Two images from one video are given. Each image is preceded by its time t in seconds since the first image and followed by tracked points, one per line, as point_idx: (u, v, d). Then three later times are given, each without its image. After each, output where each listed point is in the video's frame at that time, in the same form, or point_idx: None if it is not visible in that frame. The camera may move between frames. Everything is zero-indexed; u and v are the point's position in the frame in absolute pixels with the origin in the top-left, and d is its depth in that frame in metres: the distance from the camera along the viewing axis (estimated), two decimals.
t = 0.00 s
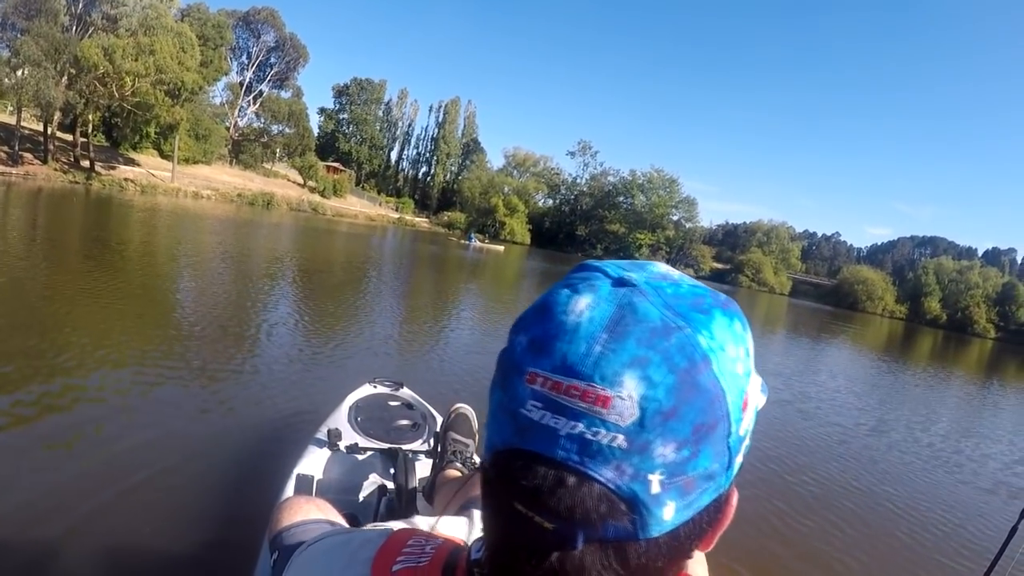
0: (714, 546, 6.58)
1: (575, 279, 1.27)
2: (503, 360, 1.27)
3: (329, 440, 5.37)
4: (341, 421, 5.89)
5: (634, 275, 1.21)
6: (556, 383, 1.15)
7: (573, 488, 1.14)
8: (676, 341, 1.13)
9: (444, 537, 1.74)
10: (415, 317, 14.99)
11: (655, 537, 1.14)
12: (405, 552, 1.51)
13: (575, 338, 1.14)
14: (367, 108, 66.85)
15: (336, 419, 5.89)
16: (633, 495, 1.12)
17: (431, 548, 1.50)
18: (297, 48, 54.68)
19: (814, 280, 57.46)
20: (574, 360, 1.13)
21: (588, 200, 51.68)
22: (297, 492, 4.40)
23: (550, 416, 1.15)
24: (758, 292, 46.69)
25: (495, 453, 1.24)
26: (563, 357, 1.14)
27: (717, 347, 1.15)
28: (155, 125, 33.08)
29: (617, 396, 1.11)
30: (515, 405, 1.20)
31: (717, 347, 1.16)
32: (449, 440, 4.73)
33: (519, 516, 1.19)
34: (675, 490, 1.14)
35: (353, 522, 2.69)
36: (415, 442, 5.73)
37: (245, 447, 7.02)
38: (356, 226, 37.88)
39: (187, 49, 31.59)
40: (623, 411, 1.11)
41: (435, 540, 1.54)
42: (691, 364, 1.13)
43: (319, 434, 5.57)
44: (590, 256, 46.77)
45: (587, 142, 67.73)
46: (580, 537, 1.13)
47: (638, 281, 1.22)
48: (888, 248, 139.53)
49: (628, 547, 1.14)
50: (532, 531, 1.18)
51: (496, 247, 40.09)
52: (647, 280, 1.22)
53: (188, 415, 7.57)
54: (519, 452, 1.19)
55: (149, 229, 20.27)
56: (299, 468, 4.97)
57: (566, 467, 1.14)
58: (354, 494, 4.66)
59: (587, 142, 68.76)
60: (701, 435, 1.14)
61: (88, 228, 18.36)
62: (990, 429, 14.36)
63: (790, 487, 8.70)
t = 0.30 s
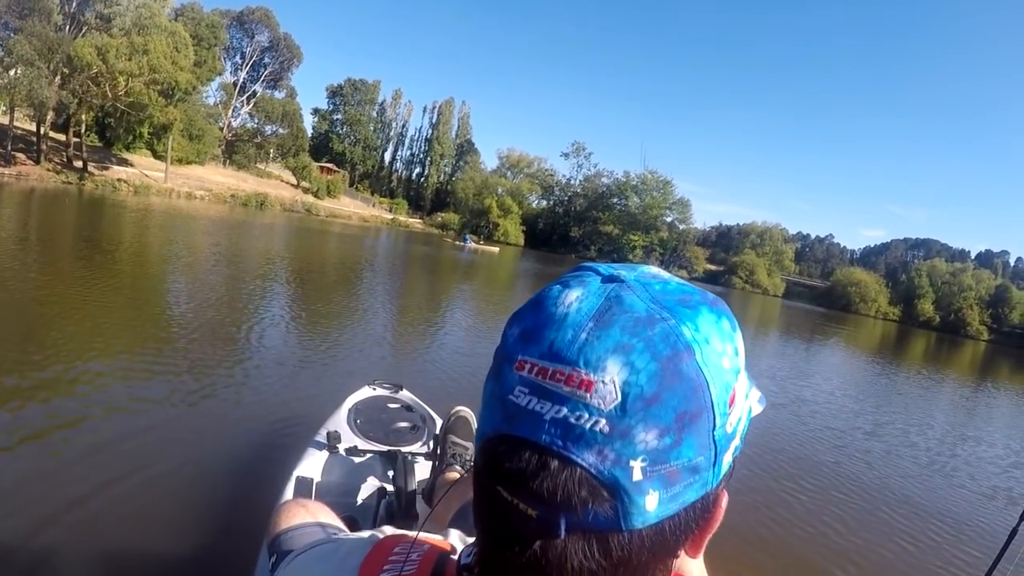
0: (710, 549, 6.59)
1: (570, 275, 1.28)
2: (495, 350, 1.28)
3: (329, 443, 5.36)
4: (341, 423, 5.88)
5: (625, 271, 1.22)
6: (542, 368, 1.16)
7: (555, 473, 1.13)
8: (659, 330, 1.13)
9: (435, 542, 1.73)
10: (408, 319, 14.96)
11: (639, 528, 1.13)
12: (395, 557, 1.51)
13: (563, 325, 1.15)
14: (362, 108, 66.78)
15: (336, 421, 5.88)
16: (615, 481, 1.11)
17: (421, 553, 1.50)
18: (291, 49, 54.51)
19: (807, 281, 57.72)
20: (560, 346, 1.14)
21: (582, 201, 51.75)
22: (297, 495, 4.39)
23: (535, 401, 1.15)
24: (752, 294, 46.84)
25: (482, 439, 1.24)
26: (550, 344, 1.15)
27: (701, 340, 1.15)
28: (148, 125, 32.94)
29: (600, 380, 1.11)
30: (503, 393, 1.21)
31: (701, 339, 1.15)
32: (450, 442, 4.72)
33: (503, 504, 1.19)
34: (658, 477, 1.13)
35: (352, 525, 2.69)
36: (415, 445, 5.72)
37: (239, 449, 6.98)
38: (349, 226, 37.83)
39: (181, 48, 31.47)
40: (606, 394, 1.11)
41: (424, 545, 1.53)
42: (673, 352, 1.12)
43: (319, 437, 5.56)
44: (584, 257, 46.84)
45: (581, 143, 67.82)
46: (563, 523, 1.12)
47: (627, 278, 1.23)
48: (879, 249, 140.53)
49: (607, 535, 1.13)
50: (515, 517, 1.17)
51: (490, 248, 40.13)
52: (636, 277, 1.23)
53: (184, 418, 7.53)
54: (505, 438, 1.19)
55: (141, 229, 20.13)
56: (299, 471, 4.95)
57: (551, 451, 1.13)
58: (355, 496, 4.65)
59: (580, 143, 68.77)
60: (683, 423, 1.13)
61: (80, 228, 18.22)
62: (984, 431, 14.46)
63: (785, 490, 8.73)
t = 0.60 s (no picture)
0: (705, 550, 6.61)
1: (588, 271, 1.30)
2: (513, 339, 1.28)
3: (329, 443, 5.35)
4: (341, 422, 5.88)
5: (639, 268, 1.25)
6: (562, 348, 1.16)
7: (572, 445, 1.12)
8: (669, 314, 1.15)
9: (437, 540, 1.71)
10: (402, 318, 14.92)
11: (652, 504, 1.11)
12: (400, 558, 1.49)
13: (580, 311, 1.17)
14: (357, 107, 66.78)
15: (336, 420, 5.87)
16: (631, 453, 1.10)
17: (426, 552, 1.49)
18: (287, 46, 54.33)
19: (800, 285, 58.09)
20: (578, 329, 1.15)
21: (576, 203, 51.86)
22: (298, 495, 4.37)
23: (555, 377, 1.14)
24: (745, 297, 47.01)
25: (497, 421, 1.23)
26: (569, 327, 1.17)
27: (709, 326, 1.16)
28: (143, 122, 32.82)
29: (616, 357, 1.12)
30: (524, 374, 1.19)
31: (708, 327, 1.17)
32: (451, 442, 4.72)
33: (516, 483, 1.16)
34: (670, 452, 1.12)
35: (352, 526, 2.68)
36: (415, 444, 5.71)
37: (234, 448, 6.95)
38: (343, 225, 37.77)
39: (176, 45, 31.40)
40: (622, 369, 1.12)
41: (429, 546, 1.52)
42: (682, 334, 1.14)
43: (319, 437, 5.54)
44: (578, 259, 46.89)
45: (576, 145, 67.90)
46: (579, 498, 1.10)
47: (638, 274, 1.26)
48: (870, 253, 141.26)
49: (620, 511, 1.10)
50: (529, 494, 1.15)
51: (486, 249, 40.18)
52: (647, 273, 1.25)
53: (180, 416, 7.48)
54: (522, 416, 1.17)
55: (134, 226, 20.00)
56: (299, 471, 4.95)
57: (569, 425, 1.12)
58: (355, 496, 4.64)
59: (575, 145, 68.91)
60: (692, 399, 1.14)
61: (73, 224, 18.09)
62: (976, 436, 14.58)
63: (780, 493, 8.76)
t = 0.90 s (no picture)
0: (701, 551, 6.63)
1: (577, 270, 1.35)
2: (519, 330, 1.28)
3: (329, 444, 5.34)
4: (340, 424, 5.87)
5: (631, 264, 1.31)
6: (588, 330, 1.18)
7: (613, 419, 1.12)
8: (673, 300, 1.23)
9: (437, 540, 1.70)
10: (395, 319, 14.88)
11: (685, 468, 1.15)
12: (405, 555, 1.46)
13: (597, 298, 1.21)
14: (349, 107, 66.61)
15: (335, 422, 5.86)
16: (666, 421, 1.13)
17: (431, 548, 1.46)
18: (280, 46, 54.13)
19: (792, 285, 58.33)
20: (602, 314, 1.18)
21: (569, 203, 51.87)
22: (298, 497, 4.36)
23: (585, 355, 1.15)
24: (737, 297, 47.12)
25: (517, 407, 1.20)
26: (591, 312, 1.19)
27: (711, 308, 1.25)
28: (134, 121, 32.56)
29: (642, 334, 1.17)
30: (548, 357, 1.19)
31: (701, 308, 1.27)
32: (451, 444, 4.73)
33: (546, 465, 1.15)
34: (696, 419, 1.16)
35: (352, 529, 2.67)
36: (415, 445, 5.70)
37: (230, 449, 6.94)
38: (335, 225, 37.64)
39: (169, 44, 31.23)
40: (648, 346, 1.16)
41: (433, 542, 1.50)
42: (689, 315, 1.22)
43: (319, 439, 5.53)
44: (571, 259, 46.88)
45: (568, 145, 67.84)
46: (624, 466, 1.12)
47: (631, 268, 1.33)
48: (861, 254, 141.96)
49: (657, 474, 1.13)
50: (564, 471, 1.14)
51: (479, 249, 40.15)
52: (637, 268, 1.33)
53: (177, 418, 7.45)
54: (549, 398, 1.16)
55: (126, 226, 19.84)
56: (299, 472, 4.96)
57: (607, 399, 1.13)
58: (355, 497, 4.64)
59: (568, 145, 68.80)
60: (706, 370, 1.20)
61: (63, 224, 17.91)
62: (968, 436, 14.69)
63: (776, 493, 8.80)
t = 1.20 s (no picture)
0: (699, 549, 6.64)
1: (583, 271, 1.34)
2: (533, 331, 1.26)
3: (327, 447, 5.33)
4: (339, 427, 5.86)
5: (640, 270, 1.33)
6: (609, 338, 1.18)
7: (635, 429, 1.13)
8: (687, 308, 1.25)
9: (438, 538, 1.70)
10: (387, 319, 14.84)
11: (697, 474, 1.18)
12: (409, 554, 1.45)
13: (615, 305, 1.21)
14: (339, 108, 66.43)
15: (333, 425, 5.85)
16: (685, 428, 1.15)
17: (434, 548, 1.45)
18: (269, 48, 53.95)
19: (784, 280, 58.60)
20: (624, 321, 1.19)
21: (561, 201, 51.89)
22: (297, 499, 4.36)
23: (606, 364, 1.15)
24: (730, 293, 47.24)
25: (532, 414, 1.18)
26: (612, 320, 1.19)
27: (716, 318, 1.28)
28: (124, 125, 32.33)
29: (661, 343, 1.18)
30: (567, 363, 1.17)
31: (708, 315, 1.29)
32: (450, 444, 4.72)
33: (565, 469, 1.15)
34: (711, 425, 1.18)
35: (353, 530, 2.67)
36: (413, 447, 5.68)
37: (228, 452, 6.92)
38: (327, 226, 37.54)
39: (157, 47, 31.08)
40: (668, 354, 1.17)
41: (437, 542, 1.49)
42: (702, 323, 1.24)
43: (318, 442, 5.52)
44: (564, 257, 46.87)
45: (559, 143, 67.81)
46: (645, 475, 1.13)
47: (640, 273, 1.34)
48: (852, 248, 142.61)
49: (675, 479, 1.16)
50: (583, 478, 1.14)
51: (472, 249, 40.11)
52: (646, 274, 1.34)
53: (172, 422, 7.42)
54: (569, 405, 1.16)
55: (116, 230, 19.75)
56: (297, 474, 4.97)
57: (630, 407, 1.13)
58: (355, 499, 4.64)
59: (559, 143, 68.77)
60: (720, 378, 1.22)
61: (53, 229, 17.79)
62: (962, 429, 14.80)
63: (772, 489, 8.83)
